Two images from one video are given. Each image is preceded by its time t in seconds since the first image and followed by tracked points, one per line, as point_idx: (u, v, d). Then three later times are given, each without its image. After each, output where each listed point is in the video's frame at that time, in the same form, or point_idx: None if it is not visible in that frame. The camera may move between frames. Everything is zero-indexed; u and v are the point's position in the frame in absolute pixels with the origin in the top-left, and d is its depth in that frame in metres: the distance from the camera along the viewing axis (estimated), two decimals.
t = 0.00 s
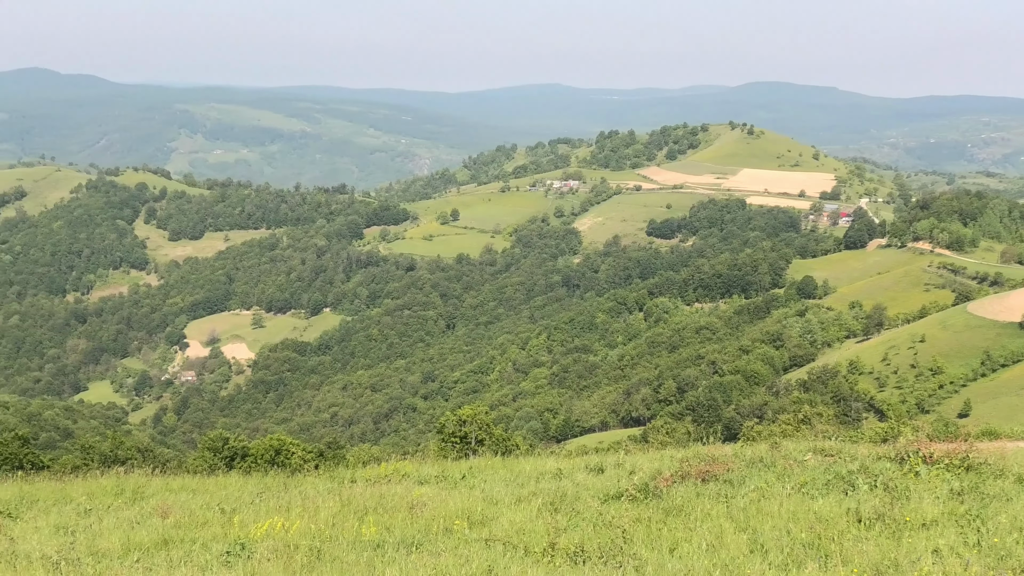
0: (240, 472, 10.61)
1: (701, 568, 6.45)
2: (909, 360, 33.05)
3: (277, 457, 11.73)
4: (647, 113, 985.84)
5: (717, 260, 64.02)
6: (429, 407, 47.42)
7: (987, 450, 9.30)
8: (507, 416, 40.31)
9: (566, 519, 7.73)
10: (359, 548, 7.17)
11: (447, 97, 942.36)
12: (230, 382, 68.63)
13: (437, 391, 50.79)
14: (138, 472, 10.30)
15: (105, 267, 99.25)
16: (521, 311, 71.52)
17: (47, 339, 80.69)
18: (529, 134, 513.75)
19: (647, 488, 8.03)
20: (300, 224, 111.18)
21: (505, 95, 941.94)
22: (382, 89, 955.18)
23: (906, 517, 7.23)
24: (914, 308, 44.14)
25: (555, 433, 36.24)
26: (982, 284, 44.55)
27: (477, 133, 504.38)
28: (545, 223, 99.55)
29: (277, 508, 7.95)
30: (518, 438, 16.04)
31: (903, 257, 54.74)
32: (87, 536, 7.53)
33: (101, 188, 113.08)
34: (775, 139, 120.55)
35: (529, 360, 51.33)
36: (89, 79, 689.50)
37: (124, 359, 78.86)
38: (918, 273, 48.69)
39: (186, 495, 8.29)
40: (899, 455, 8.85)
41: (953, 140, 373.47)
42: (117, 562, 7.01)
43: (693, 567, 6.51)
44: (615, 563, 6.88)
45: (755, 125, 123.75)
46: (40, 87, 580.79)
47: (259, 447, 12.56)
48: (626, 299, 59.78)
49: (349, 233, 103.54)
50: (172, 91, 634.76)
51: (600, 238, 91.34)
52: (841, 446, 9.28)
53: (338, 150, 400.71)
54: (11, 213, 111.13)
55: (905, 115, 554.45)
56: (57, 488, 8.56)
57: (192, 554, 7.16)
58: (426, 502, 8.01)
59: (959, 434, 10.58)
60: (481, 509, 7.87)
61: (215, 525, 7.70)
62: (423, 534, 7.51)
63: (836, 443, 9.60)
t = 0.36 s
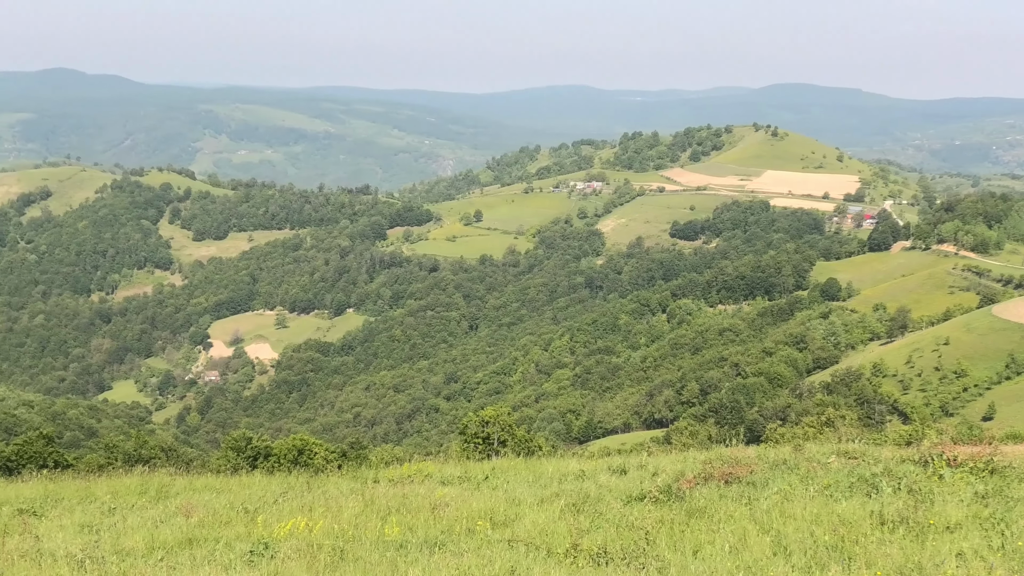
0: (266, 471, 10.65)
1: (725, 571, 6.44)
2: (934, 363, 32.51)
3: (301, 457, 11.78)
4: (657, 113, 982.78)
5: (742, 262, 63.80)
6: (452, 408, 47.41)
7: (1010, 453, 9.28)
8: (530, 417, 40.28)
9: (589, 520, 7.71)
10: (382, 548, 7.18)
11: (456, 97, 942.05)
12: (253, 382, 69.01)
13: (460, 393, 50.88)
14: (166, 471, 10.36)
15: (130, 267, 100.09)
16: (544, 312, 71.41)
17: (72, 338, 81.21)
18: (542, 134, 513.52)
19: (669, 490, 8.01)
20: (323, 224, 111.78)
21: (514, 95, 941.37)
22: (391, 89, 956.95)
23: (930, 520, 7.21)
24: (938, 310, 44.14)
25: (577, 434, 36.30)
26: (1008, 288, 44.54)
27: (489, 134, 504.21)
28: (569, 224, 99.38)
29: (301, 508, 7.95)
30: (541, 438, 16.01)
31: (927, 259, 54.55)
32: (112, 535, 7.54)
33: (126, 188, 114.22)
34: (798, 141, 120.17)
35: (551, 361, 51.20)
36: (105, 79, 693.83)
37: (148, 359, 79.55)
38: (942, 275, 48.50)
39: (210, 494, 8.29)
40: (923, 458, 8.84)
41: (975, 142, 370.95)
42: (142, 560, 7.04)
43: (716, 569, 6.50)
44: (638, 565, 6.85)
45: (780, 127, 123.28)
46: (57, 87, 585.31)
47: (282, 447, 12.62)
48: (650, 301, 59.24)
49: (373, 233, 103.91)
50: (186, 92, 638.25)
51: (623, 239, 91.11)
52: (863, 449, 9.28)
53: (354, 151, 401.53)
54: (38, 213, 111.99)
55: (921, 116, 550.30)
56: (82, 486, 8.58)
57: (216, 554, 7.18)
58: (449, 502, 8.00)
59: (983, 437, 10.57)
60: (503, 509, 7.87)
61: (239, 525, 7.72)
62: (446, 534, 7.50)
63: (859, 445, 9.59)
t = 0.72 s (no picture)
0: (293, 472, 10.71)
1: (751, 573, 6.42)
2: (959, 365, 32.35)
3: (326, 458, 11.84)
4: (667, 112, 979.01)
5: (766, 263, 63.37)
6: (476, 410, 47.39)
7: None
8: (553, 417, 40.12)
9: (613, 522, 7.69)
10: (407, 549, 7.18)
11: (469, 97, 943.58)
12: (278, 383, 68.74)
13: (484, 394, 50.91)
14: (197, 472, 10.44)
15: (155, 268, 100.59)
16: (568, 314, 71.19)
17: (98, 340, 81.99)
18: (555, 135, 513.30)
19: (694, 492, 8.00)
20: (348, 226, 111.87)
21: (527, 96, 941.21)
22: (404, 89, 958.76)
23: (957, 522, 7.16)
24: (963, 312, 44.10)
25: (601, 436, 36.26)
26: None
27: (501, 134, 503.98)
28: (593, 225, 99.11)
29: (325, 509, 7.95)
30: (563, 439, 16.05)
31: (952, 261, 54.39)
32: (137, 535, 7.55)
33: (152, 190, 115.50)
34: (823, 142, 119.52)
35: (575, 363, 51.04)
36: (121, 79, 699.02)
37: (173, 360, 80.13)
38: (968, 277, 48.30)
39: (235, 495, 8.31)
40: (949, 460, 8.81)
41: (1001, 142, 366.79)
42: (167, 560, 7.06)
43: (743, 573, 6.46)
44: (662, 566, 6.84)
45: (804, 128, 122.51)
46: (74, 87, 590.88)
47: (307, 448, 12.66)
48: (675, 301, 58.18)
49: (397, 235, 104.12)
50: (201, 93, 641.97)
51: (647, 241, 90.68)
52: (889, 451, 9.25)
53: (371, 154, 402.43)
54: (65, 214, 113.07)
55: (936, 117, 546.11)
56: (109, 486, 8.61)
57: (242, 554, 7.20)
58: (474, 503, 8.01)
59: (1012, 438, 10.52)
60: (528, 510, 7.86)
61: (263, 526, 7.72)
62: (470, 535, 7.52)
63: (884, 447, 9.57)
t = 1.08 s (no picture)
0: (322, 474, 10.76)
1: None
2: (986, 368, 32.03)
3: (352, 460, 11.88)
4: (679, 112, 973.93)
5: (792, 266, 62.98)
6: (502, 412, 47.39)
7: None
8: (579, 421, 40.03)
9: (640, 525, 7.68)
10: (434, 552, 7.18)
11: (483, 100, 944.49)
12: (304, 385, 68.31)
13: (509, 397, 50.91)
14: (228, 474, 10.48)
15: (183, 271, 101.66)
16: (593, 317, 70.87)
17: (125, 342, 82.85)
18: (568, 137, 512.84)
19: (720, 495, 7.98)
20: (374, 228, 112.04)
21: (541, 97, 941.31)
22: (417, 91, 961.22)
23: (984, 526, 7.11)
24: (990, 315, 43.93)
25: (627, 439, 36.06)
26: None
27: (514, 136, 503.43)
28: (619, 228, 98.90)
29: (352, 511, 7.96)
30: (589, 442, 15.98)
31: (980, 264, 54.33)
32: (165, 537, 7.57)
33: (178, 194, 117.04)
34: (850, 144, 118.70)
35: (601, 365, 50.85)
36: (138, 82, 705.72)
37: (199, 363, 80.71)
38: (996, 279, 48.03)
39: (261, 498, 8.31)
40: (977, 464, 8.76)
41: None
42: (195, 562, 7.08)
43: None
44: (690, 570, 6.81)
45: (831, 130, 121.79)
46: (91, 90, 597.48)
47: (333, 451, 12.69)
48: (700, 305, 58.26)
49: (423, 237, 104.18)
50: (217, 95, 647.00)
51: (673, 243, 89.78)
52: (916, 454, 9.23)
53: (379, 154, 403.60)
54: (93, 217, 114.62)
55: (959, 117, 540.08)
56: (137, 489, 8.61)
57: (268, 556, 7.21)
58: (500, 505, 8.00)
59: None
60: (553, 513, 7.85)
61: (289, 527, 7.74)
62: (497, 538, 7.52)
63: (912, 451, 9.55)
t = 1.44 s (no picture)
0: (351, 476, 10.79)
1: None
2: (1015, 371, 30.80)
3: (379, 462, 11.90)
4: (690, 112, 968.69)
5: (818, 269, 62.51)
6: (527, 415, 47.41)
7: None
8: (604, 424, 40.04)
9: (666, 528, 7.66)
10: (459, 554, 7.16)
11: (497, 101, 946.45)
12: (330, 388, 68.65)
13: (534, 399, 50.90)
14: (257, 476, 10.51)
15: (209, 273, 102.76)
16: (619, 319, 70.51)
17: (151, 344, 83.74)
18: (582, 139, 511.88)
19: (746, 498, 7.96)
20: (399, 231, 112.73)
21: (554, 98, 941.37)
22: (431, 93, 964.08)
23: (1012, 532, 7.06)
24: (1019, 318, 43.26)
25: (651, 442, 35.90)
26: None
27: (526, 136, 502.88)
28: (644, 230, 98.70)
29: (376, 513, 7.97)
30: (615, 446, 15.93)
31: (1008, 266, 54.30)
32: (190, 539, 7.58)
33: (206, 197, 118.38)
34: (876, 146, 118.01)
35: (626, 368, 50.48)
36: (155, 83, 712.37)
37: (225, 365, 81.30)
38: None
39: (287, 499, 8.31)
40: (1004, 468, 8.71)
41: None
42: (221, 563, 7.11)
43: None
44: (714, 572, 6.78)
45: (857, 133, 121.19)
46: (111, 92, 605.41)
47: (357, 453, 12.74)
48: (725, 307, 57.12)
49: (448, 240, 104.35)
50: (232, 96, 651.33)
51: (699, 246, 89.11)
52: (942, 458, 9.20)
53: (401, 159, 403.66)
54: (119, 220, 115.89)
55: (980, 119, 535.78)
56: (163, 490, 8.63)
57: (294, 558, 7.21)
58: (525, 508, 8.00)
59: None
60: (578, 516, 7.83)
61: (315, 529, 7.75)
62: (521, 540, 7.51)
63: (938, 455, 9.53)
